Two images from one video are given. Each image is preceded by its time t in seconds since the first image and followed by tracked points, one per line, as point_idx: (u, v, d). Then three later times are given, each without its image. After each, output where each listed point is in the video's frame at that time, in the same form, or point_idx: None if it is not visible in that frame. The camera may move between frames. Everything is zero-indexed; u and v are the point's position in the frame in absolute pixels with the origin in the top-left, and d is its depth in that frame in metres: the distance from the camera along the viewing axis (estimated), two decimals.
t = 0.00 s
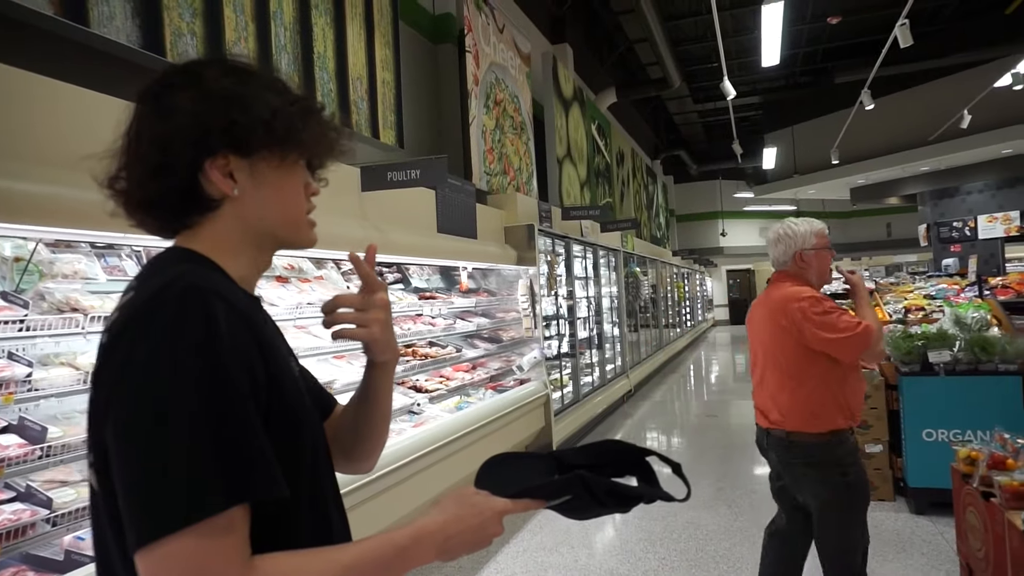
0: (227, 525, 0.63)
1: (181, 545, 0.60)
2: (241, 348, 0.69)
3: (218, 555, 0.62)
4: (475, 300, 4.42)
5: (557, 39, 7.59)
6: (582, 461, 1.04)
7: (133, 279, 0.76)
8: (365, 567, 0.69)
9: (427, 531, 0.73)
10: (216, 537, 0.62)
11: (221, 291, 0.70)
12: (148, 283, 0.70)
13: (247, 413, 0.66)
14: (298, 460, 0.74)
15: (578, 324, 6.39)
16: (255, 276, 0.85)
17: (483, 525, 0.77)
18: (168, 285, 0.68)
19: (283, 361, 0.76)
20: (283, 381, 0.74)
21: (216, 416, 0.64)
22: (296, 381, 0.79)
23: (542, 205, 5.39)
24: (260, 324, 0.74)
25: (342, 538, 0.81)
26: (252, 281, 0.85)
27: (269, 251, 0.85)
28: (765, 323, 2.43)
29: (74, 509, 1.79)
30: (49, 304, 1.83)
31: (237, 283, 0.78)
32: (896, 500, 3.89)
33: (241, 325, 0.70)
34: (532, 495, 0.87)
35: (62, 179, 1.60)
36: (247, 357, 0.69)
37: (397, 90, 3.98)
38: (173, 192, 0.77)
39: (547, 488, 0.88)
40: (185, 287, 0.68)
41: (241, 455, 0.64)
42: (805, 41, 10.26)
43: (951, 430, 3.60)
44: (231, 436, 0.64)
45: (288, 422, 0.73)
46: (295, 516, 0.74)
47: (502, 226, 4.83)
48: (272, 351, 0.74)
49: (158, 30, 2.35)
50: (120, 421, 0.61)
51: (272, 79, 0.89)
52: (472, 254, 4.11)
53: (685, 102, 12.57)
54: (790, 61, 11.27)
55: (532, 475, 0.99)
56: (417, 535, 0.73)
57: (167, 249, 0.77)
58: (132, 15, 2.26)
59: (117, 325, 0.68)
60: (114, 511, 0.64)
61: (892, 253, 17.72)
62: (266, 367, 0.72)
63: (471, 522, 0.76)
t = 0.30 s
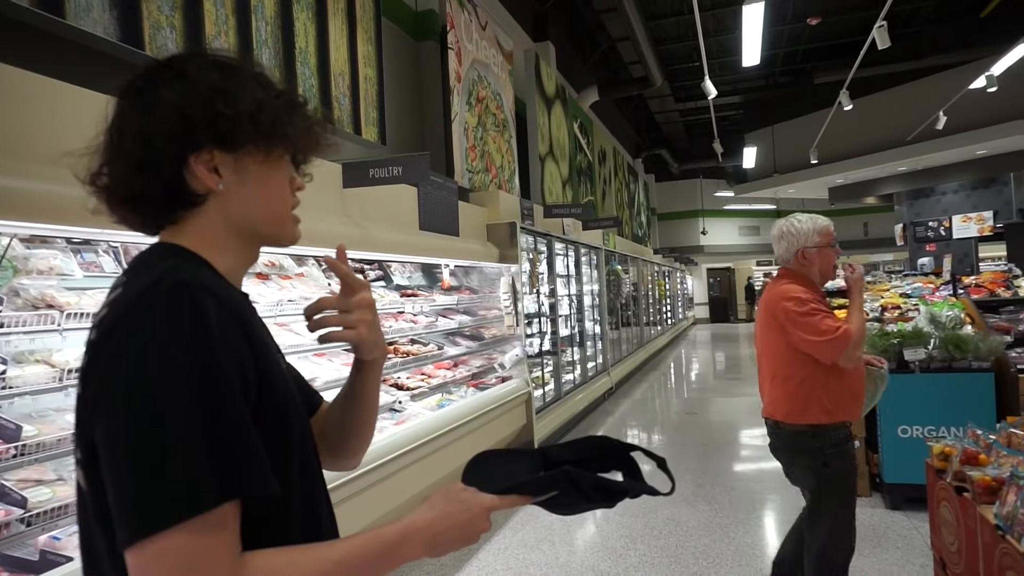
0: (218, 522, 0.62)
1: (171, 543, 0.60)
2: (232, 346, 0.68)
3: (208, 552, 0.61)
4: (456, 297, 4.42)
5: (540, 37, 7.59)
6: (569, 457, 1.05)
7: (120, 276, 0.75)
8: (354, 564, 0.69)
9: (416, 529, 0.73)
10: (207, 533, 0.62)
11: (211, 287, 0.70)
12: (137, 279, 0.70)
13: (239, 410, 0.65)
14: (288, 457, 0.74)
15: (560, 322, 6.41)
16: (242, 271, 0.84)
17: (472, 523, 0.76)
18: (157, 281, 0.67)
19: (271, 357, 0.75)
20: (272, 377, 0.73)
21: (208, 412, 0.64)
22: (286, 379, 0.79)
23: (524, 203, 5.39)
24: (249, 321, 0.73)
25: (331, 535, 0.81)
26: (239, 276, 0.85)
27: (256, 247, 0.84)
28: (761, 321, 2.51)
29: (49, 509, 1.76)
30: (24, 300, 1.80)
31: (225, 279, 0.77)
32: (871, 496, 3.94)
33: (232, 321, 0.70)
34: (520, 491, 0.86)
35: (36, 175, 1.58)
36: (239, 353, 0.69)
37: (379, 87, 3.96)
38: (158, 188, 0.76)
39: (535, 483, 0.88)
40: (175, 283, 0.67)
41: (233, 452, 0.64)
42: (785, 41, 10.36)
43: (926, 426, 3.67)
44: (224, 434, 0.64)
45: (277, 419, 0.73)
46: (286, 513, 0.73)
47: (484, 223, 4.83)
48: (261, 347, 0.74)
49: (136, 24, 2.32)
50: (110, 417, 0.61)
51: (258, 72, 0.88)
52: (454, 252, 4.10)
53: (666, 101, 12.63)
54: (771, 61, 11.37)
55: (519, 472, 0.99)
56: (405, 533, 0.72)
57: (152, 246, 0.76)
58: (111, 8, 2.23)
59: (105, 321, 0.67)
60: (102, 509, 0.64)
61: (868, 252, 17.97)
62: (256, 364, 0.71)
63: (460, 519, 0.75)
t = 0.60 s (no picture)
0: (211, 521, 0.63)
1: (165, 542, 0.60)
2: (227, 346, 0.68)
3: (201, 551, 0.62)
4: (442, 298, 4.42)
5: (527, 39, 7.59)
6: (557, 457, 1.06)
7: (113, 274, 0.75)
8: (345, 563, 0.70)
9: (407, 527, 0.73)
10: (200, 532, 0.62)
11: (206, 286, 0.70)
12: (130, 277, 0.69)
13: (234, 409, 0.65)
14: (279, 456, 0.74)
15: (545, 324, 6.42)
16: (236, 269, 0.84)
17: (461, 521, 0.77)
18: (152, 279, 0.67)
19: (264, 357, 0.75)
20: (265, 377, 0.74)
21: (202, 411, 0.64)
22: (278, 379, 0.78)
23: (510, 205, 5.40)
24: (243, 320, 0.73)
25: (321, 534, 0.81)
26: (233, 275, 0.85)
27: (250, 245, 0.84)
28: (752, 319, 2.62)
29: (27, 510, 1.71)
30: (4, 298, 1.78)
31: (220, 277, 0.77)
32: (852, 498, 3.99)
33: (226, 321, 0.70)
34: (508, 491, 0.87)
35: (20, 171, 1.56)
36: (233, 352, 0.69)
37: (366, 87, 3.95)
38: (153, 188, 0.76)
39: (524, 483, 0.89)
40: (171, 282, 0.67)
41: (227, 451, 0.64)
42: (769, 47, 10.46)
43: (905, 429, 3.73)
44: (218, 433, 0.64)
45: (271, 419, 0.73)
46: (278, 512, 0.74)
47: (470, 225, 4.83)
48: (254, 346, 0.74)
49: (121, 20, 2.30)
50: (103, 416, 0.61)
51: (251, 70, 0.88)
52: (440, 253, 4.09)
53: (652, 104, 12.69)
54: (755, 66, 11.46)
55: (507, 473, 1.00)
56: (396, 532, 0.73)
57: (147, 244, 0.76)
58: (95, 4, 2.21)
59: (98, 318, 0.67)
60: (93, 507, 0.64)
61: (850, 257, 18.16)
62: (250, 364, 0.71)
63: (450, 518, 0.76)
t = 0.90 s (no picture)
0: (207, 523, 0.63)
1: (160, 543, 0.60)
2: (222, 346, 0.68)
3: (197, 553, 0.62)
4: (436, 298, 4.42)
5: (520, 39, 7.59)
6: (553, 455, 1.05)
7: (108, 275, 0.74)
8: (340, 564, 0.70)
9: (402, 528, 0.73)
10: (196, 534, 0.62)
11: (201, 286, 0.70)
12: (127, 277, 0.69)
13: (229, 410, 0.66)
14: (274, 457, 0.74)
15: (539, 324, 6.42)
16: (231, 269, 0.84)
17: (456, 522, 0.77)
18: (147, 280, 0.67)
19: (259, 357, 0.75)
20: (261, 377, 0.74)
21: (198, 411, 0.64)
22: (273, 379, 0.79)
23: (504, 205, 5.39)
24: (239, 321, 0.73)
25: (317, 536, 0.81)
26: (228, 275, 0.85)
27: (246, 245, 0.84)
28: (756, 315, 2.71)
29: (19, 511, 1.72)
30: None
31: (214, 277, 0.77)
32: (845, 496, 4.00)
33: (222, 322, 0.70)
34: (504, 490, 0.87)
35: (9, 170, 1.55)
36: (228, 353, 0.69)
37: (360, 87, 3.94)
38: (151, 186, 0.76)
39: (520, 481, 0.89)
40: (166, 282, 0.67)
41: (223, 452, 0.64)
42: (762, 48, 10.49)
43: (897, 428, 3.75)
44: (213, 434, 0.64)
45: (266, 421, 0.73)
46: (273, 514, 0.74)
47: (464, 224, 4.83)
48: (249, 346, 0.74)
49: (113, 19, 2.29)
50: (99, 416, 0.61)
51: (245, 68, 0.88)
52: (434, 253, 4.09)
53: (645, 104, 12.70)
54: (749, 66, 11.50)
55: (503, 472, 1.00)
56: (390, 533, 0.73)
57: (144, 245, 0.76)
58: (86, 3, 2.20)
59: (93, 318, 0.66)
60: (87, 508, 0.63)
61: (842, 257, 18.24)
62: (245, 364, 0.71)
63: (445, 520, 0.76)
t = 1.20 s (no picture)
0: (180, 533, 0.62)
1: (132, 552, 0.60)
2: (204, 355, 0.68)
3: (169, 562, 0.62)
4: (432, 294, 4.42)
5: (517, 34, 7.57)
6: (540, 460, 1.06)
7: (98, 272, 0.74)
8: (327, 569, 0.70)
9: (386, 535, 0.74)
10: (169, 543, 0.62)
11: (185, 291, 0.70)
12: (112, 277, 0.69)
13: (207, 420, 0.65)
14: (257, 465, 0.73)
15: (535, 319, 6.42)
16: (229, 265, 0.84)
17: (442, 527, 0.78)
18: (129, 283, 0.67)
19: (245, 363, 0.75)
20: (246, 385, 0.73)
21: (175, 419, 0.63)
22: (262, 384, 0.78)
23: (500, 200, 5.38)
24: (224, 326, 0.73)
25: (302, 541, 0.81)
26: (225, 270, 0.85)
27: (245, 240, 0.84)
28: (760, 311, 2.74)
29: (13, 506, 1.69)
30: None
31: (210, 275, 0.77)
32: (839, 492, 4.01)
33: (205, 329, 0.69)
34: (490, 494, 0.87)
35: (3, 165, 1.54)
36: (209, 360, 0.69)
37: (356, 81, 3.93)
38: (158, 180, 0.74)
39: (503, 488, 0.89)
40: (148, 287, 0.66)
41: (196, 462, 0.64)
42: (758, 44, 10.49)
43: (891, 424, 3.76)
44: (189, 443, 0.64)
45: (248, 428, 0.73)
46: (254, 522, 0.74)
47: (460, 220, 4.82)
48: (235, 352, 0.74)
49: (107, 13, 2.28)
50: (74, 422, 0.60)
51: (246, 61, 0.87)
52: (429, 249, 4.09)
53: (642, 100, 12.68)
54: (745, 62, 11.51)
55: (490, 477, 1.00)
56: (374, 540, 0.73)
57: (145, 241, 0.75)
58: None
59: (75, 320, 0.66)
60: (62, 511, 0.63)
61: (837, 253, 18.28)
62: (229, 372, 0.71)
63: (429, 524, 0.77)
